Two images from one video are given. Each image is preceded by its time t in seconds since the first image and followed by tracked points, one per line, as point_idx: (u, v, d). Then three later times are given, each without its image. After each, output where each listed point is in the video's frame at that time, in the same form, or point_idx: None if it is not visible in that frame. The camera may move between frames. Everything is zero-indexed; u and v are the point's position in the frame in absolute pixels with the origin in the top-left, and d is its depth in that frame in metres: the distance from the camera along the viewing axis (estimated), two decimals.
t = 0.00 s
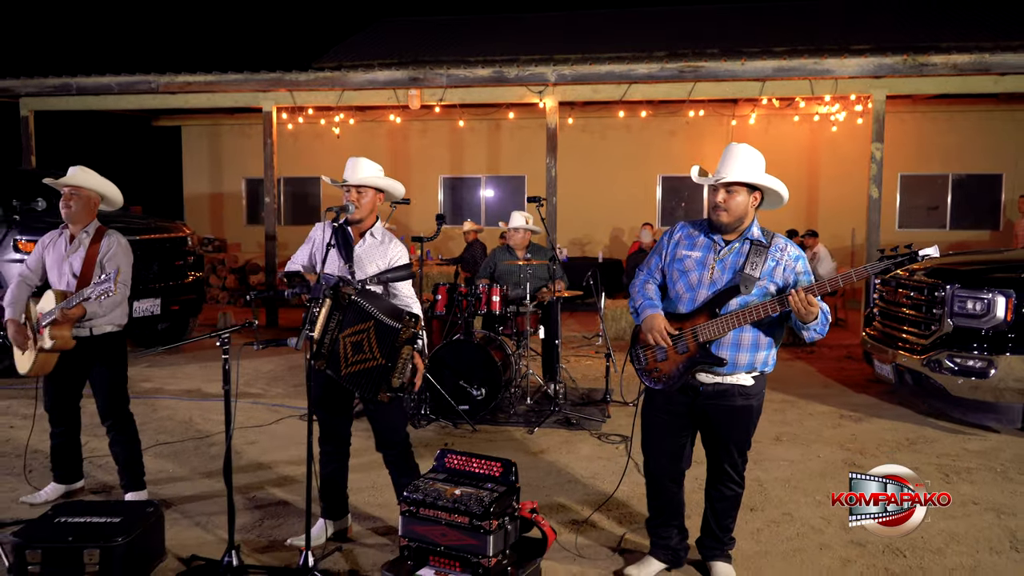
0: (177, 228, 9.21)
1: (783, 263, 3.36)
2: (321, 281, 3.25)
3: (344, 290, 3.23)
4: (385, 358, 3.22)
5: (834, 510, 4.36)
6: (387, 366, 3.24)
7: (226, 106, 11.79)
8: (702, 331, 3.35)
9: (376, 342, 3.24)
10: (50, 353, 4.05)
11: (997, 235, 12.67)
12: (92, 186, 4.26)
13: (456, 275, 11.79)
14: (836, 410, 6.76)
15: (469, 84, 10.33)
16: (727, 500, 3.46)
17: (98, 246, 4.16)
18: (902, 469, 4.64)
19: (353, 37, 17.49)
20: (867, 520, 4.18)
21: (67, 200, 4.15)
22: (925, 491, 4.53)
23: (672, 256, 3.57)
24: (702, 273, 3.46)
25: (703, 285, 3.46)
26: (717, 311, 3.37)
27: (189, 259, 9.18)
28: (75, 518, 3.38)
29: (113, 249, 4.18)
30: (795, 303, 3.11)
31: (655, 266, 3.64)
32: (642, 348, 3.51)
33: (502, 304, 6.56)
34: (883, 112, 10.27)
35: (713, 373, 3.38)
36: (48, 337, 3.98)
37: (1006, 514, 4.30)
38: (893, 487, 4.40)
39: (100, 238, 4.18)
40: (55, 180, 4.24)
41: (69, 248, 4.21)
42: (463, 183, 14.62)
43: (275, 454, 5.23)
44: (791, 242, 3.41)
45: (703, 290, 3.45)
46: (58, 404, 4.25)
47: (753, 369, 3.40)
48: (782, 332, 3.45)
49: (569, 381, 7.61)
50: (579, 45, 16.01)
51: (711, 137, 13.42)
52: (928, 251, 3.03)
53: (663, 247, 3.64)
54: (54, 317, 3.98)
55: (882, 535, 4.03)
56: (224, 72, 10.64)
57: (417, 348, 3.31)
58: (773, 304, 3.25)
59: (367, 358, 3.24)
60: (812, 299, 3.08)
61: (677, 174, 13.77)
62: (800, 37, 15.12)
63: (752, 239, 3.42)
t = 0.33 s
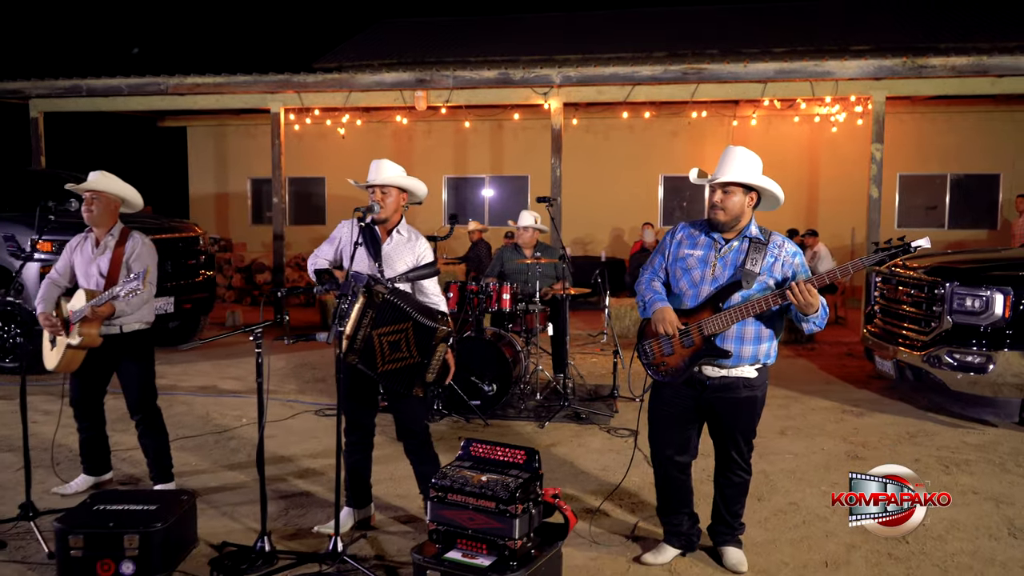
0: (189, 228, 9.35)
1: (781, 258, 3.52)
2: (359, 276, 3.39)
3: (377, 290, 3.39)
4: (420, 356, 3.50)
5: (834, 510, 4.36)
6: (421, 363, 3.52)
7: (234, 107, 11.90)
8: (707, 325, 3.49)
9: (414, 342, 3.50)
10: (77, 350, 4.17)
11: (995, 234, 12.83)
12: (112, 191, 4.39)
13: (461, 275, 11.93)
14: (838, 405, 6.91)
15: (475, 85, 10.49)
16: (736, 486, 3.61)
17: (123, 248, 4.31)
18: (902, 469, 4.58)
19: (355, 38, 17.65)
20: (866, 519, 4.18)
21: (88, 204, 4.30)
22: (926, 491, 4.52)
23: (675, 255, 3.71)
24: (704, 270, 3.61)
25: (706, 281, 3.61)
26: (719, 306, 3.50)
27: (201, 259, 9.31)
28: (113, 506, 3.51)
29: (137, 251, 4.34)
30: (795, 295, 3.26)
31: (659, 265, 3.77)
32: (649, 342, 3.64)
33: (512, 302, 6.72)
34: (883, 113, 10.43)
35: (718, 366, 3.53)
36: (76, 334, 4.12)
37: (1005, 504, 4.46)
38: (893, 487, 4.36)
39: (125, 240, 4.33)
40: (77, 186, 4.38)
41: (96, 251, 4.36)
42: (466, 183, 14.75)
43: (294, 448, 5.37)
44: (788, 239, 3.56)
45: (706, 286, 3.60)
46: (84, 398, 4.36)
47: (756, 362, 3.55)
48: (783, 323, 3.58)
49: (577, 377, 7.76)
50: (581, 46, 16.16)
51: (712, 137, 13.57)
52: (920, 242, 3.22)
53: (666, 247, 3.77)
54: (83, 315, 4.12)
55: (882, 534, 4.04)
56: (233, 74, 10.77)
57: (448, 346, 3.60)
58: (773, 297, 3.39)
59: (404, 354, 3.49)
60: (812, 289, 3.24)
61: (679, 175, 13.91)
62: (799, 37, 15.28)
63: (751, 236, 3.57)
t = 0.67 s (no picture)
0: (199, 228, 9.48)
1: (774, 254, 3.63)
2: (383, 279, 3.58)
3: (405, 290, 3.56)
4: (452, 344, 3.76)
5: (835, 510, 4.36)
6: (453, 349, 3.80)
7: (241, 108, 12.00)
8: (709, 321, 3.57)
9: (445, 332, 3.73)
10: (116, 347, 4.37)
11: (992, 233, 13.01)
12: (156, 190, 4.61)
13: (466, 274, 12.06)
14: (840, 401, 7.06)
15: (481, 87, 10.64)
16: (742, 477, 3.69)
17: (163, 248, 4.51)
18: (902, 469, 4.60)
19: (358, 39, 17.78)
20: (867, 519, 4.17)
21: (136, 203, 4.52)
22: (925, 491, 4.52)
23: (671, 256, 3.82)
24: (701, 269, 3.72)
25: (704, 280, 3.71)
26: (720, 302, 3.59)
27: (211, 258, 9.44)
28: (150, 496, 3.65)
29: (177, 251, 4.54)
30: (793, 291, 3.34)
31: (656, 267, 3.88)
32: (652, 341, 3.74)
33: (522, 301, 6.85)
34: (883, 115, 10.60)
35: (722, 360, 3.61)
36: (116, 333, 4.31)
37: (1005, 494, 4.62)
38: (893, 487, 4.35)
39: (165, 241, 4.53)
40: (122, 186, 4.59)
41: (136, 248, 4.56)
42: (469, 183, 14.88)
43: (313, 443, 5.51)
44: (779, 234, 3.67)
45: (704, 284, 3.71)
46: (120, 394, 4.55)
47: (757, 355, 3.64)
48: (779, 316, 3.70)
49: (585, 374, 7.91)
50: (582, 47, 16.31)
51: (713, 138, 13.73)
52: (911, 236, 3.34)
53: (662, 248, 3.88)
54: (123, 315, 4.31)
55: (881, 534, 4.04)
56: (242, 75, 10.90)
57: (473, 327, 3.89)
58: (773, 293, 3.48)
59: (438, 346, 3.72)
60: (808, 284, 3.31)
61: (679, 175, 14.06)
62: (798, 38, 15.44)
63: (743, 234, 3.66)
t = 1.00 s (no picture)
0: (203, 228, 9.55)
1: (766, 249, 3.73)
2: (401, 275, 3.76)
3: (428, 288, 3.70)
4: (471, 338, 3.90)
5: (835, 510, 4.40)
6: (471, 344, 3.94)
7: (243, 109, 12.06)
8: (711, 315, 3.66)
9: (465, 327, 3.87)
10: (140, 348, 4.51)
11: (982, 233, 13.26)
12: (183, 196, 4.74)
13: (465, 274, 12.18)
14: (838, 397, 7.23)
15: (482, 89, 10.79)
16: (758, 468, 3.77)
17: (190, 253, 4.64)
18: (902, 469, 4.77)
19: (355, 41, 17.88)
20: (867, 519, 4.20)
21: (164, 208, 4.65)
22: (925, 491, 4.60)
23: (669, 258, 3.93)
24: (699, 267, 3.83)
25: (703, 278, 3.82)
26: (720, 296, 3.67)
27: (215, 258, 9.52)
28: (179, 489, 3.76)
29: (204, 257, 4.67)
30: (788, 278, 3.42)
31: (656, 269, 3.98)
32: (657, 339, 3.83)
33: (528, 299, 7.01)
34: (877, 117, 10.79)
35: (726, 352, 3.72)
36: (144, 334, 4.44)
37: (1001, 485, 4.78)
38: (893, 487, 4.51)
39: (192, 246, 4.66)
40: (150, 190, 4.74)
41: (164, 253, 4.71)
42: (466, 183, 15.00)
43: (327, 439, 5.62)
44: (770, 230, 3.78)
45: (703, 282, 3.82)
46: (140, 393, 4.66)
47: (759, 346, 3.74)
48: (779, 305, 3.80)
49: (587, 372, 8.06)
50: (577, 48, 16.46)
51: (708, 139, 13.92)
52: (893, 218, 3.52)
53: (659, 251, 3.99)
54: (152, 316, 4.43)
55: (881, 534, 4.04)
56: (244, 77, 10.99)
57: (489, 322, 4.02)
58: (769, 283, 3.57)
59: (459, 342, 3.86)
60: (803, 272, 3.40)
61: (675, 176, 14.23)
62: (791, 40, 15.65)
63: (736, 232, 3.78)
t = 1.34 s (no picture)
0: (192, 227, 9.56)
1: (755, 245, 3.85)
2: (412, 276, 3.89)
3: (434, 286, 3.82)
4: (473, 334, 3.99)
5: (835, 510, 4.38)
6: (473, 341, 4.01)
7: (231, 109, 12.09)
8: (700, 311, 3.81)
9: (468, 324, 3.97)
10: (142, 344, 4.49)
11: (957, 233, 13.60)
12: (175, 194, 4.68)
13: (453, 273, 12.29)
14: (822, 393, 7.43)
15: (470, 91, 10.91)
16: (751, 460, 3.92)
17: (185, 248, 4.55)
18: (903, 469, 4.77)
19: (339, 41, 17.91)
20: (867, 520, 4.21)
21: (157, 206, 4.58)
22: (926, 491, 4.59)
23: (663, 259, 4.09)
24: (690, 267, 3.98)
25: (694, 276, 3.97)
26: (709, 293, 3.82)
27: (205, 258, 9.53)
28: (191, 483, 3.85)
29: (198, 251, 4.58)
30: (771, 272, 3.56)
31: (650, 270, 4.15)
32: (651, 336, 3.98)
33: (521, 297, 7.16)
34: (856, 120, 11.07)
35: (718, 347, 3.87)
36: (145, 329, 4.42)
37: (980, 475, 4.99)
38: (894, 488, 4.49)
39: (186, 241, 4.57)
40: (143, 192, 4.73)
41: (157, 249, 4.61)
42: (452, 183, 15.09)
43: (326, 436, 5.71)
44: (757, 228, 3.90)
45: (694, 280, 3.97)
46: (143, 390, 4.69)
47: (751, 341, 3.88)
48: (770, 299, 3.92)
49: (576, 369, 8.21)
50: (561, 49, 16.61)
51: (691, 141, 14.17)
52: (869, 210, 3.68)
53: (654, 253, 4.16)
54: (152, 312, 4.41)
55: (882, 534, 4.05)
56: (233, 78, 11.03)
57: (491, 318, 4.10)
58: (755, 277, 3.69)
59: (462, 338, 3.97)
60: (785, 267, 3.53)
61: (659, 177, 14.44)
62: (770, 43, 15.91)
63: (725, 231, 3.92)
